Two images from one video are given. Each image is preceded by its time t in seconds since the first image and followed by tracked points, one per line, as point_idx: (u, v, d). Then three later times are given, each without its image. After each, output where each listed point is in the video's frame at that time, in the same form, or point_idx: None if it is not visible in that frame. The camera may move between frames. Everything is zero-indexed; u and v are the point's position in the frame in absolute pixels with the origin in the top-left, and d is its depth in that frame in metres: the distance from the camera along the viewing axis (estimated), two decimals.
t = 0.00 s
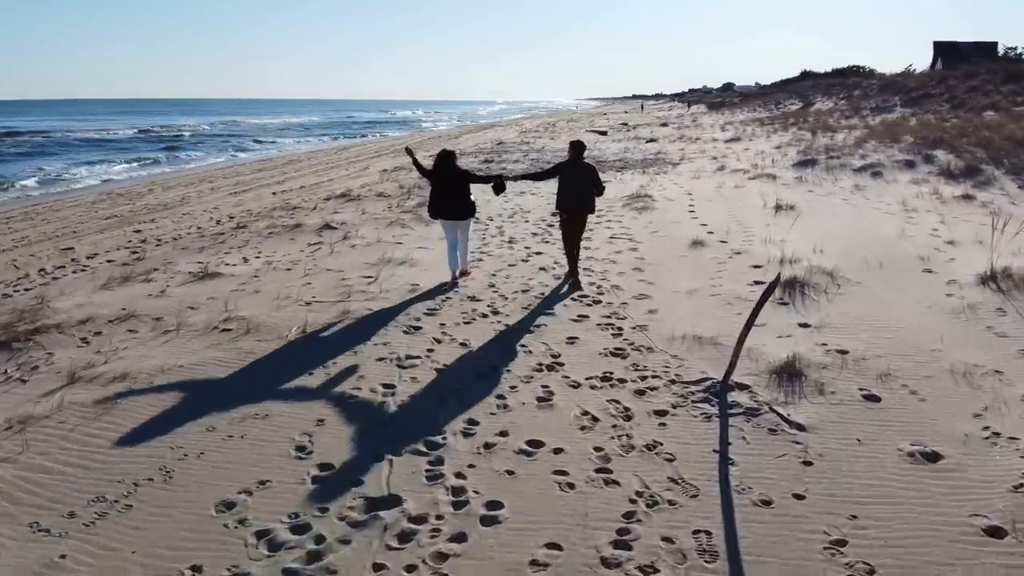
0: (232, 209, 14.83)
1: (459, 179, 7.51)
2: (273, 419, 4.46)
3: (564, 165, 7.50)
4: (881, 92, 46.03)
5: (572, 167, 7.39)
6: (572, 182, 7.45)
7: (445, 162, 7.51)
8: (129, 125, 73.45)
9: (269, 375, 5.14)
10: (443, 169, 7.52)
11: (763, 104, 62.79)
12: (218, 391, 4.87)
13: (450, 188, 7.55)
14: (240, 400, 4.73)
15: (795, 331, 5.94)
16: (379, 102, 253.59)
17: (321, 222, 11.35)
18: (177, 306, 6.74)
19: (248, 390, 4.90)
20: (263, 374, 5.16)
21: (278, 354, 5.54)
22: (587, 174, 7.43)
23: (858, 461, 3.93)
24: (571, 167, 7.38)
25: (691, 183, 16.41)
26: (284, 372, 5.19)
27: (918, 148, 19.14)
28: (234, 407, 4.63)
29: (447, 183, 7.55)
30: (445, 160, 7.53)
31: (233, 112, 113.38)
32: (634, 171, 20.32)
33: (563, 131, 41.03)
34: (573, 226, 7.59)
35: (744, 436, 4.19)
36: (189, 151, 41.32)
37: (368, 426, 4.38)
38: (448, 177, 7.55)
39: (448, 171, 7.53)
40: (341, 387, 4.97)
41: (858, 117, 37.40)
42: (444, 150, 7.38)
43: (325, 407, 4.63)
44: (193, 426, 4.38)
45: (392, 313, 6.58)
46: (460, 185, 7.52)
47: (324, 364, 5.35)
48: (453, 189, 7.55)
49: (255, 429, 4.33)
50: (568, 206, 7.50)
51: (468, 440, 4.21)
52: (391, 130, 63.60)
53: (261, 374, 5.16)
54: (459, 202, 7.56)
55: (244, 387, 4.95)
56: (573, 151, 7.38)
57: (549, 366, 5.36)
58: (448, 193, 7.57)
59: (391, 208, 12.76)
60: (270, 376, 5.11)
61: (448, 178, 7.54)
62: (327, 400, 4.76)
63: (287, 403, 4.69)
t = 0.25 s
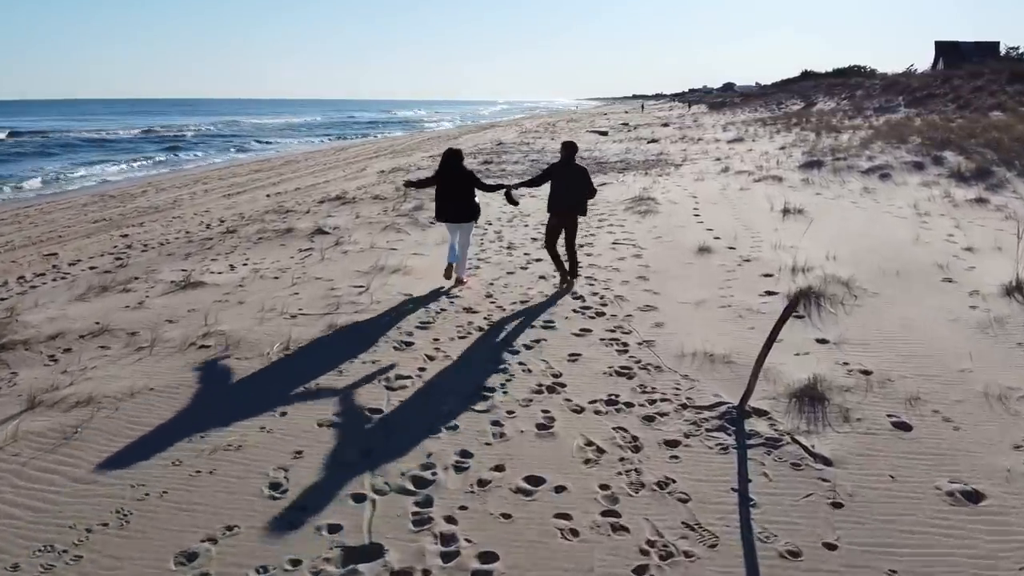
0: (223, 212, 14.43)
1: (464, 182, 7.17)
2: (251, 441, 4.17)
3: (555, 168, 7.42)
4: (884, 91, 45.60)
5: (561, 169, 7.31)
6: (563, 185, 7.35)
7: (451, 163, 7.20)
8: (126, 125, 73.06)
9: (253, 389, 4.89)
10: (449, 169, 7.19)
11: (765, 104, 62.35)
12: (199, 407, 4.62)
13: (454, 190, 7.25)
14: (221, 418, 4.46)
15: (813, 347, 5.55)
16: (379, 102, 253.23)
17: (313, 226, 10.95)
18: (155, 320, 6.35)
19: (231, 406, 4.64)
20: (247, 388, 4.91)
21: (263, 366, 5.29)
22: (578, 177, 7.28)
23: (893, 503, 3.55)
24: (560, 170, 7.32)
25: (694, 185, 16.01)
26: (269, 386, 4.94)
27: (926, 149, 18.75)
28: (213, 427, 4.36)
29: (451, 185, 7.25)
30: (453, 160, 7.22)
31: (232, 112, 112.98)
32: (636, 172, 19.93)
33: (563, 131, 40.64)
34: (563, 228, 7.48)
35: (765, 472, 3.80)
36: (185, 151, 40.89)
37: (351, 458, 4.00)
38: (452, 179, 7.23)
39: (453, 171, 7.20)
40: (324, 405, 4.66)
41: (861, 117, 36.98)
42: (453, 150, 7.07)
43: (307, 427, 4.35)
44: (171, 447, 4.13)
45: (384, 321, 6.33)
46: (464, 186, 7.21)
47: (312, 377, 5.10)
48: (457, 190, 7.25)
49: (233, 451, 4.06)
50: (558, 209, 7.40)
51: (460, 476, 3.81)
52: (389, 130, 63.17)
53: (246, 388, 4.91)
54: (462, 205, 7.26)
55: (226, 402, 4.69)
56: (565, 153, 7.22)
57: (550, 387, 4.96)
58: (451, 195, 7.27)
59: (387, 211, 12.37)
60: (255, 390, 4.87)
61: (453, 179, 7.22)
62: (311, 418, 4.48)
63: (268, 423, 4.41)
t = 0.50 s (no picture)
0: (214, 215, 14.04)
1: (469, 186, 6.98)
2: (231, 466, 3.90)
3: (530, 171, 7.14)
4: (887, 91, 45.18)
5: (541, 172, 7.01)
6: (543, 189, 7.05)
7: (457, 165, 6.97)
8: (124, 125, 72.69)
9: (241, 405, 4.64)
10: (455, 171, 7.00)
11: (766, 104, 61.90)
12: (182, 425, 4.37)
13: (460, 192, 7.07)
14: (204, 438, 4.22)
15: (834, 368, 5.16)
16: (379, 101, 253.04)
17: (305, 231, 10.56)
18: (129, 335, 5.97)
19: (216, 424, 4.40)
20: (235, 404, 4.66)
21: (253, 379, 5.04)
22: (560, 180, 7.01)
23: (935, 556, 3.17)
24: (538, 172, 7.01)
25: (698, 188, 15.63)
26: (259, 402, 4.68)
27: (934, 150, 18.35)
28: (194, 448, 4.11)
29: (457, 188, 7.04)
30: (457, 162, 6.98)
31: (231, 112, 112.66)
32: (638, 174, 19.53)
33: (563, 131, 40.25)
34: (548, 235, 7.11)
35: (790, 517, 3.42)
36: (182, 151, 40.51)
37: (331, 497, 3.61)
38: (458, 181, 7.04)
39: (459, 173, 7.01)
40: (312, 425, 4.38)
41: (865, 117, 36.55)
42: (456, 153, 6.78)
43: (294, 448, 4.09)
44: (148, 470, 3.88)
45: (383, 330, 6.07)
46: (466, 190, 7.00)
47: (304, 392, 4.84)
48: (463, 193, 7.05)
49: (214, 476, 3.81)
50: (539, 215, 7.08)
51: (451, 519, 3.43)
52: (388, 130, 62.76)
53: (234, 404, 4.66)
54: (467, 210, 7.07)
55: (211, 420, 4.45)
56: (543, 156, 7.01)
57: (551, 412, 4.56)
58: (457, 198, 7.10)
59: (382, 215, 11.98)
60: (244, 408, 4.59)
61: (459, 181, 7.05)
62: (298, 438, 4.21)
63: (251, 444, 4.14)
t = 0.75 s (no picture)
0: (205, 219, 13.67)
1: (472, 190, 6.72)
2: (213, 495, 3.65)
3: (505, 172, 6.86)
4: (890, 91, 44.78)
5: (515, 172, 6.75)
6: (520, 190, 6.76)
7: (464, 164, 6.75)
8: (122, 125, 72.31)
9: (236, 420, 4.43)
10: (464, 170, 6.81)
11: (767, 104, 61.50)
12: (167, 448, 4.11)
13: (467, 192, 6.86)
14: (192, 457, 4.01)
15: (857, 392, 4.79)
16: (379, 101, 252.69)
17: (296, 236, 10.18)
18: (101, 352, 5.60)
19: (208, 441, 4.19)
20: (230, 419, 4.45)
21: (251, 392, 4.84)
22: (537, 180, 6.77)
23: None
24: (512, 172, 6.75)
25: (702, 190, 15.26)
26: (255, 417, 4.48)
27: (942, 151, 17.98)
28: (179, 469, 3.89)
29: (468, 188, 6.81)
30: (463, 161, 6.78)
31: (231, 112, 112.34)
32: (640, 175, 19.16)
33: (563, 132, 39.87)
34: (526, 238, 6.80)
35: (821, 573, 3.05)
36: (179, 151, 40.14)
37: (306, 548, 3.24)
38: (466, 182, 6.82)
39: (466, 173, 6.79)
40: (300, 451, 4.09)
41: (868, 117, 36.15)
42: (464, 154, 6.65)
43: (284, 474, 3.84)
44: (129, 492, 3.68)
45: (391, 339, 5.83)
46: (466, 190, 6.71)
47: (302, 408, 4.62)
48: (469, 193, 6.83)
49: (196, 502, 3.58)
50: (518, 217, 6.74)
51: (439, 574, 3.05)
52: (387, 130, 62.38)
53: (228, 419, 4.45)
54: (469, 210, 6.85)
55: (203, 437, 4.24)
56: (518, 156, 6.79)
57: (552, 442, 4.18)
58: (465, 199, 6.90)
59: (377, 219, 11.60)
60: (232, 431, 4.30)
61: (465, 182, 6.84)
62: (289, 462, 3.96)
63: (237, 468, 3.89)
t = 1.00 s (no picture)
0: (196, 223, 13.30)
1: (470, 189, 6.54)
2: (193, 528, 3.38)
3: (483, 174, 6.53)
4: (893, 91, 44.48)
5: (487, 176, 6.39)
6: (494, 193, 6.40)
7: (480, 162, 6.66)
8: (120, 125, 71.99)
9: (228, 440, 4.16)
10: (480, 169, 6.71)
11: (769, 104, 61.14)
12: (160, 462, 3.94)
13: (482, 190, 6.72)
14: (175, 482, 3.74)
15: (885, 418, 4.42)
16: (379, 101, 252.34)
17: (287, 241, 9.80)
18: (71, 371, 5.23)
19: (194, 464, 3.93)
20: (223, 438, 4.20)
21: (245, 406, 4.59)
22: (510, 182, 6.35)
23: None
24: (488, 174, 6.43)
25: (707, 192, 14.88)
26: (253, 434, 4.24)
27: (952, 152, 17.60)
28: (160, 496, 3.63)
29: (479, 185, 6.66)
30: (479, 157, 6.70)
31: (230, 112, 112.11)
32: (642, 177, 18.78)
33: (563, 132, 39.50)
34: (502, 244, 6.49)
35: None
36: (175, 151, 39.79)
37: None
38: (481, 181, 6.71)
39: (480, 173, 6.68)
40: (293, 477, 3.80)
41: (872, 118, 35.81)
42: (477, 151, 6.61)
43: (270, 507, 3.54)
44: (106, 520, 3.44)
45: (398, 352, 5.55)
46: (467, 189, 6.55)
47: (298, 428, 4.34)
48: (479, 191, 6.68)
49: (173, 537, 3.31)
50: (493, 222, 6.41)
51: None
52: (387, 130, 62.03)
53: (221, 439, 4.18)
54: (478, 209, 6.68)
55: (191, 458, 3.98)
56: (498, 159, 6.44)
57: (554, 476, 3.80)
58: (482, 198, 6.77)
59: (372, 223, 11.24)
60: (228, 447, 4.08)
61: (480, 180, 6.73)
62: (277, 493, 3.66)
63: (223, 496, 3.63)
